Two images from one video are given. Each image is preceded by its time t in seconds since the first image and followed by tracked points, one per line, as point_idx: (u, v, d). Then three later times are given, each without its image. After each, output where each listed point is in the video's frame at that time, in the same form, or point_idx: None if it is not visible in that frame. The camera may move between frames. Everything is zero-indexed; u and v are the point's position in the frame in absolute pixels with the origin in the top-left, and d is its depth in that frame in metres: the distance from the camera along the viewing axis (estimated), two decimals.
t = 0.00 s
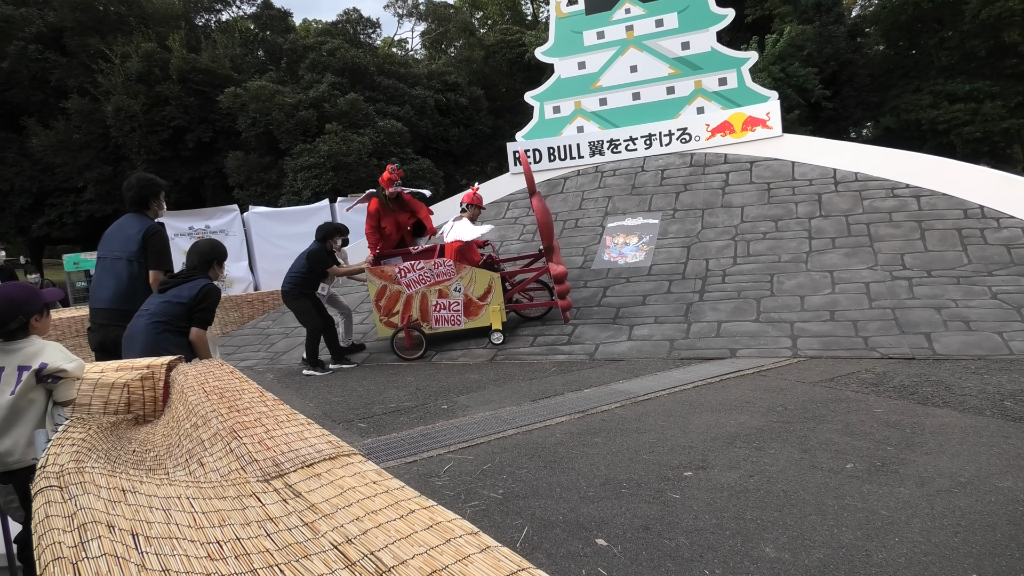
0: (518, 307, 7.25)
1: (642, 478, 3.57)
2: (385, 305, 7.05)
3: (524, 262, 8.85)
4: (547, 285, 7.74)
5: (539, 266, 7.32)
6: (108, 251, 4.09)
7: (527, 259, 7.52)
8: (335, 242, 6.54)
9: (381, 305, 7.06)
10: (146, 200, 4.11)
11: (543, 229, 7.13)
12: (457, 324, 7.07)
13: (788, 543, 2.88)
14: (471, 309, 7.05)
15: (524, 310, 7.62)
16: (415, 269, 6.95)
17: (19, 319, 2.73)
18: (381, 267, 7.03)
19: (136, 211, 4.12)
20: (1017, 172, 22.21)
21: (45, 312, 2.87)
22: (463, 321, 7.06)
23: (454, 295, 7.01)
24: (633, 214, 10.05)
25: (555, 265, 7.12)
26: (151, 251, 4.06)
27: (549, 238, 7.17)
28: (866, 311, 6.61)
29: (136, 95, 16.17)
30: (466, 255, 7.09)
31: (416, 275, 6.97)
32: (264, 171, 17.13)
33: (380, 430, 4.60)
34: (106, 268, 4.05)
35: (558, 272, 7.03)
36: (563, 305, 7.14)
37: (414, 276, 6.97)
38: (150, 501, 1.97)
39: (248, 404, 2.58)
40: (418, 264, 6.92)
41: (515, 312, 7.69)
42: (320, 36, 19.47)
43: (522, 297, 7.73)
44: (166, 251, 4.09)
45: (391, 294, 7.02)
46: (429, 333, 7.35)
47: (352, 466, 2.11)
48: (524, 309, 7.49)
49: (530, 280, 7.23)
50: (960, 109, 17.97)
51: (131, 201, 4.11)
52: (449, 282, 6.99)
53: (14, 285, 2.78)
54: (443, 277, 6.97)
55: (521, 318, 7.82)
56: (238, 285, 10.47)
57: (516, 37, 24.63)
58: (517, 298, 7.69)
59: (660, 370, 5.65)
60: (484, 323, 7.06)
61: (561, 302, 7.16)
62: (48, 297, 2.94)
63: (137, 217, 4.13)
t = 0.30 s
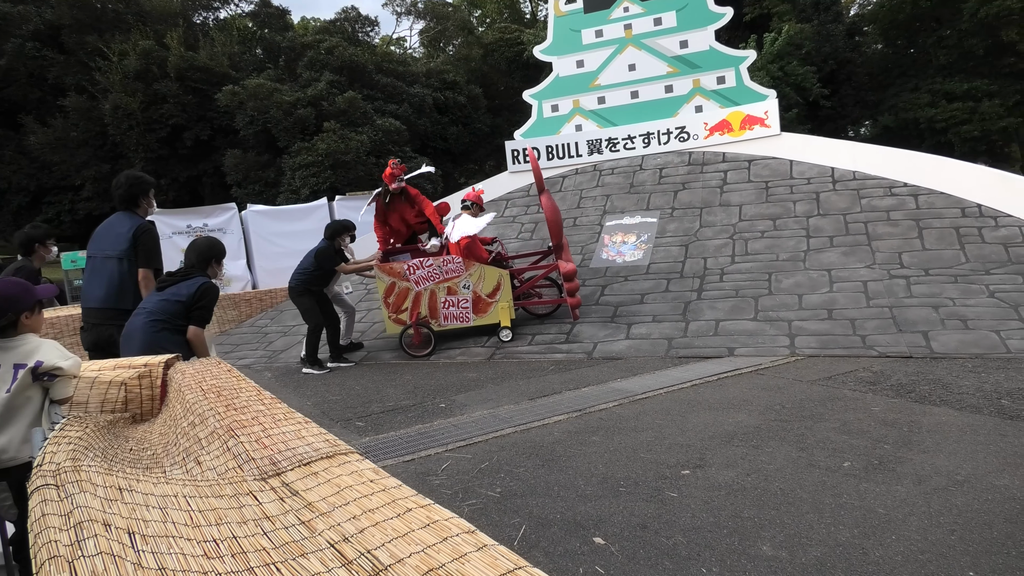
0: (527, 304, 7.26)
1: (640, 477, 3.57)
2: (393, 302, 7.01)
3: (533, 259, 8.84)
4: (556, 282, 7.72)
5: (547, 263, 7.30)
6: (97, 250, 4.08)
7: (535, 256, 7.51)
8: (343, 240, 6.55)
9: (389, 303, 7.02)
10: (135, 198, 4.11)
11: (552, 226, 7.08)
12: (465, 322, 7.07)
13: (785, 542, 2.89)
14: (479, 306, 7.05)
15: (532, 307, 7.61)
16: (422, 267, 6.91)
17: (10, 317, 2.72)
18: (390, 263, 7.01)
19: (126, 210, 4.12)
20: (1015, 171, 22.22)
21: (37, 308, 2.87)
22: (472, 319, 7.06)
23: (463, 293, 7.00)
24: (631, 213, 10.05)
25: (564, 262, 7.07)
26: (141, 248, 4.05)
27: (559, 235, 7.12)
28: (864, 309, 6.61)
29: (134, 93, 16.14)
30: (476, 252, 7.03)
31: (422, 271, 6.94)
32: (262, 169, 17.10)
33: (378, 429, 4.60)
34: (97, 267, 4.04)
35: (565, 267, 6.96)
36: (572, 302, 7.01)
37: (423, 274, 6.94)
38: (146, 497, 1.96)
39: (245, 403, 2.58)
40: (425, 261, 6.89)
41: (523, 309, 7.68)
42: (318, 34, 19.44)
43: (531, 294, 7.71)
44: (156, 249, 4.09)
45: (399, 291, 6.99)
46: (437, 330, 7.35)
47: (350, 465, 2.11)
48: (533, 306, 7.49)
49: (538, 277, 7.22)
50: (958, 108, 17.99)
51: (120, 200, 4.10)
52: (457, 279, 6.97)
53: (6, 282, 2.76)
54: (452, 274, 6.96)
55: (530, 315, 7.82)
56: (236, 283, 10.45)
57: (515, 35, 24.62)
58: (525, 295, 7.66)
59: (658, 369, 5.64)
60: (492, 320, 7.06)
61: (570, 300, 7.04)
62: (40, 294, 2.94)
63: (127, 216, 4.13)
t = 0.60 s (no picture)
0: (524, 304, 7.27)
1: (633, 477, 3.58)
2: (391, 301, 6.99)
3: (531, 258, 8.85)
4: (554, 282, 7.73)
5: (544, 264, 7.31)
6: (86, 250, 4.06)
7: (532, 256, 7.51)
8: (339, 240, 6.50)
9: (387, 302, 7.00)
10: (125, 198, 4.10)
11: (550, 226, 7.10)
12: (462, 321, 7.08)
13: (777, 542, 2.89)
14: (476, 307, 7.06)
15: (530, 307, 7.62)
16: (421, 267, 6.89)
17: None
18: (387, 263, 6.98)
19: (114, 209, 4.09)
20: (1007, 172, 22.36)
21: (22, 309, 2.84)
22: (469, 318, 7.07)
23: (460, 293, 7.00)
24: (625, 213, 10.06)
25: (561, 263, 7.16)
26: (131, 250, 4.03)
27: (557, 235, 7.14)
28: (856, 310, 6.64)
29: (126, 92, 16.07)
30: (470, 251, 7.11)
31: (421, 271, 6.92)
32: (255, 169, 17.06)
33: (371, 429, 4.59)
34: (86, 268, 4.03)
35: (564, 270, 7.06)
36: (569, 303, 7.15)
37: (421, 273, 6.93)
38: (137, 499, 1.95)
39: (237, 404, 2.57)
40: (424, 261, 6.88)
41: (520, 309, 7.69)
42: (312, 34, 19.40)
43: (528, 294, 7.70)
44: (146, 249, 4.08)
45: (397, 291, 6.96)
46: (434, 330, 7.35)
47: (342, 465, 2.10)
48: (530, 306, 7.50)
49: (536, 277, 7.23)
50: (949, 109, 18.10)
51: (109, 200, 4.09)
52: (455, 279, 6.97)
53: None
54: (449, 274, 6.95)
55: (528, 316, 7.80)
56: (229, 284, 10.44)
57: (508, 36, 24.61)
58: (523, 295, 7.66)
59: (650, 370, 5.65)
60: (489, 320, 7.07)
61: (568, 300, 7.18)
62: (26, 295, 2.91)
63: (117, 216, 4.12)
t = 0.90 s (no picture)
0: (525, 305, 7.28)
1: (629, 478, 3.58)
2: (391, 303, 7.01)
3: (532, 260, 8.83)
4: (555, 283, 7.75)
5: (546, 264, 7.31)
6: (81, 254, 4.05)
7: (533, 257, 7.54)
8: (337, 242, 6.47)
9: (387, 303, 7.02)
10: (120, 201, 4.10)
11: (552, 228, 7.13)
12: (463, 322, 7.08)
13: (773, 542, 2.90)
14: (477, 307, 7.07)
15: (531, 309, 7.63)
16: (421, 268, 6.92)
17: None
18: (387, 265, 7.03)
19: (109, 211, 4.09)
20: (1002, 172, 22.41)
21: (18, 315, 2.77)
22: (470, 319, 7.07)
23: (461, 294, 7.02)
24: (621, 214, 10.06)
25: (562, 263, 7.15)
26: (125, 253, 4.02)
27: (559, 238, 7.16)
28: (851, 310, 6.65)
29: (121, 94, 16.04)
30: (470, 251, 7.17)
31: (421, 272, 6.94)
32: (250, 171, 17.04)
33: (368, 431, 4.58)
34: (80, 271, 4.02)
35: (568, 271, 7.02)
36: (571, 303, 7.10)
37: (421, 274, 6.95)
38: (131, 502, 1.94)
39: (232, 407, 2.57)
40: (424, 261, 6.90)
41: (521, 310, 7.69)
42: (307, 36, 19.40)
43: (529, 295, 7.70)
44: (140, 252, 4.07)
45: (397, 292, 6.99)
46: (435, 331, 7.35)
47: (337, 467, 2.10)
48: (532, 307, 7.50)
49: (537, 278, 7.24)
50: (944, 109, 18.15)
51: (104, 202, 4.09)
52: (456, 280, 6.99)
53: None
54: (450, 275, 6.98)
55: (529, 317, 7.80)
56: (224, 287, 10.37)
57: (504, 37, 24.61)
58: (523, 296, 7.67)
59: (646, 371, 5.65)
60: (490, 321, 7.07)
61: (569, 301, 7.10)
62: (22, 300, 2.83)
63: (111, 217, 4.12)
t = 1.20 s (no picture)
0: (528, 303, 7.25)
1: (626, 475, 3.58)
2: (393, 300, 7.00)
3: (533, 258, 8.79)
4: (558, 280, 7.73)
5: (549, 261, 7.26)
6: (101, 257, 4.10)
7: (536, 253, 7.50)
8: (337, 241, 6.50)
9: (390, 300, 7.01)
10: (137, 206, 4.10)
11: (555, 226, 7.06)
12: (466, 320, 7.06)
13: (769, 537, 2.90)
14: (480, 305, 7.05)
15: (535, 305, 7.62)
16: (422, 267, 6.88)
17: None
18: (390, 263, 7.00)
19: (127, 216, 4.10)
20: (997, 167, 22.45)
21: (11, 316, 2.71)
22: (472, 317, 7.05)
23: (463, 291, 6.99)
24: (616, 212, 10.06)
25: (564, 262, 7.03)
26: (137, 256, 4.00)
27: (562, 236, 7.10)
28: (846, 305, 6.67)
29: (114, 94, 15.98)
30: (473, 250, 7.21)
31: (423, 271, 6.89)
32: (245, 170, 17.00)
33: (363, 430, 4.58)
34: (97, 273, 4.05)
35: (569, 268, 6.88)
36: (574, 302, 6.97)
37: (424, 272, 6.92)
38: (124, 504, 1.93)
39: (226, 407, 2.56)
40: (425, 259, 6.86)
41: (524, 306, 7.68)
42: (301, 34, 19.35)
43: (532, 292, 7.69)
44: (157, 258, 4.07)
45: (400, 289, 6.97)
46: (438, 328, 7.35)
47: (331, 467, 2.10)
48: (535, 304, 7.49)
49: (540, 276, 7.20)
50: (938, 105, 18.19)
51: (125, 207, 4.11)
52: (458, 278, 6.96)
53: None
54: (452, 272, 6.94)
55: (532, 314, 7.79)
56: (220, 286, 10.36)
57: (499, 35, 24.58)
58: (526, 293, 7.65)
59: (640, 368, 5.66)
60: (492, 318, 7.06)
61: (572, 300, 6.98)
62: (15, 303, 2.76)
63: (131, 223, 4.13)
